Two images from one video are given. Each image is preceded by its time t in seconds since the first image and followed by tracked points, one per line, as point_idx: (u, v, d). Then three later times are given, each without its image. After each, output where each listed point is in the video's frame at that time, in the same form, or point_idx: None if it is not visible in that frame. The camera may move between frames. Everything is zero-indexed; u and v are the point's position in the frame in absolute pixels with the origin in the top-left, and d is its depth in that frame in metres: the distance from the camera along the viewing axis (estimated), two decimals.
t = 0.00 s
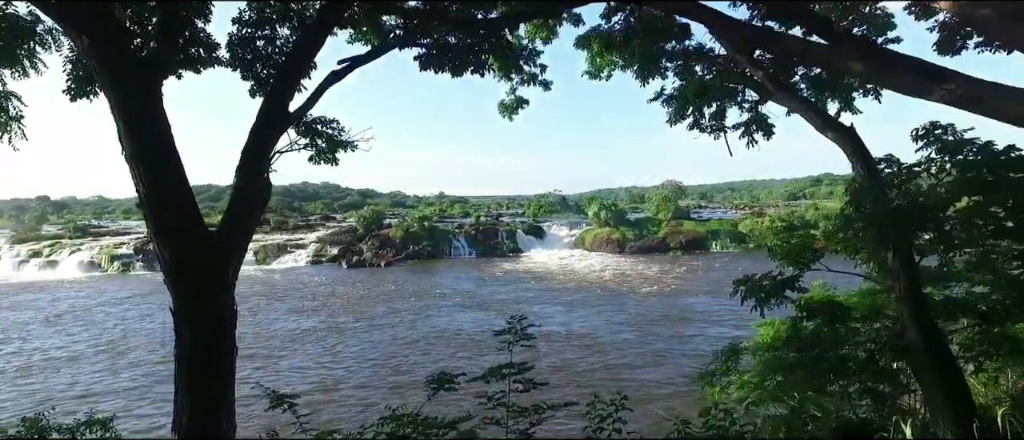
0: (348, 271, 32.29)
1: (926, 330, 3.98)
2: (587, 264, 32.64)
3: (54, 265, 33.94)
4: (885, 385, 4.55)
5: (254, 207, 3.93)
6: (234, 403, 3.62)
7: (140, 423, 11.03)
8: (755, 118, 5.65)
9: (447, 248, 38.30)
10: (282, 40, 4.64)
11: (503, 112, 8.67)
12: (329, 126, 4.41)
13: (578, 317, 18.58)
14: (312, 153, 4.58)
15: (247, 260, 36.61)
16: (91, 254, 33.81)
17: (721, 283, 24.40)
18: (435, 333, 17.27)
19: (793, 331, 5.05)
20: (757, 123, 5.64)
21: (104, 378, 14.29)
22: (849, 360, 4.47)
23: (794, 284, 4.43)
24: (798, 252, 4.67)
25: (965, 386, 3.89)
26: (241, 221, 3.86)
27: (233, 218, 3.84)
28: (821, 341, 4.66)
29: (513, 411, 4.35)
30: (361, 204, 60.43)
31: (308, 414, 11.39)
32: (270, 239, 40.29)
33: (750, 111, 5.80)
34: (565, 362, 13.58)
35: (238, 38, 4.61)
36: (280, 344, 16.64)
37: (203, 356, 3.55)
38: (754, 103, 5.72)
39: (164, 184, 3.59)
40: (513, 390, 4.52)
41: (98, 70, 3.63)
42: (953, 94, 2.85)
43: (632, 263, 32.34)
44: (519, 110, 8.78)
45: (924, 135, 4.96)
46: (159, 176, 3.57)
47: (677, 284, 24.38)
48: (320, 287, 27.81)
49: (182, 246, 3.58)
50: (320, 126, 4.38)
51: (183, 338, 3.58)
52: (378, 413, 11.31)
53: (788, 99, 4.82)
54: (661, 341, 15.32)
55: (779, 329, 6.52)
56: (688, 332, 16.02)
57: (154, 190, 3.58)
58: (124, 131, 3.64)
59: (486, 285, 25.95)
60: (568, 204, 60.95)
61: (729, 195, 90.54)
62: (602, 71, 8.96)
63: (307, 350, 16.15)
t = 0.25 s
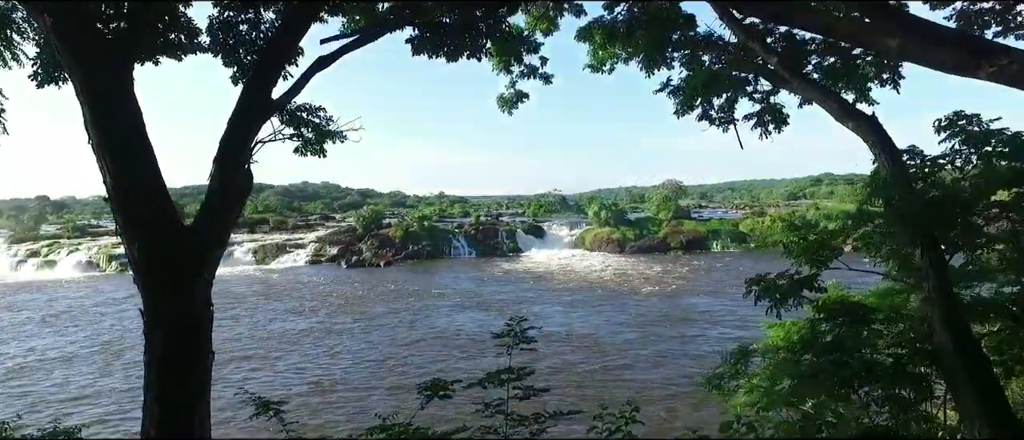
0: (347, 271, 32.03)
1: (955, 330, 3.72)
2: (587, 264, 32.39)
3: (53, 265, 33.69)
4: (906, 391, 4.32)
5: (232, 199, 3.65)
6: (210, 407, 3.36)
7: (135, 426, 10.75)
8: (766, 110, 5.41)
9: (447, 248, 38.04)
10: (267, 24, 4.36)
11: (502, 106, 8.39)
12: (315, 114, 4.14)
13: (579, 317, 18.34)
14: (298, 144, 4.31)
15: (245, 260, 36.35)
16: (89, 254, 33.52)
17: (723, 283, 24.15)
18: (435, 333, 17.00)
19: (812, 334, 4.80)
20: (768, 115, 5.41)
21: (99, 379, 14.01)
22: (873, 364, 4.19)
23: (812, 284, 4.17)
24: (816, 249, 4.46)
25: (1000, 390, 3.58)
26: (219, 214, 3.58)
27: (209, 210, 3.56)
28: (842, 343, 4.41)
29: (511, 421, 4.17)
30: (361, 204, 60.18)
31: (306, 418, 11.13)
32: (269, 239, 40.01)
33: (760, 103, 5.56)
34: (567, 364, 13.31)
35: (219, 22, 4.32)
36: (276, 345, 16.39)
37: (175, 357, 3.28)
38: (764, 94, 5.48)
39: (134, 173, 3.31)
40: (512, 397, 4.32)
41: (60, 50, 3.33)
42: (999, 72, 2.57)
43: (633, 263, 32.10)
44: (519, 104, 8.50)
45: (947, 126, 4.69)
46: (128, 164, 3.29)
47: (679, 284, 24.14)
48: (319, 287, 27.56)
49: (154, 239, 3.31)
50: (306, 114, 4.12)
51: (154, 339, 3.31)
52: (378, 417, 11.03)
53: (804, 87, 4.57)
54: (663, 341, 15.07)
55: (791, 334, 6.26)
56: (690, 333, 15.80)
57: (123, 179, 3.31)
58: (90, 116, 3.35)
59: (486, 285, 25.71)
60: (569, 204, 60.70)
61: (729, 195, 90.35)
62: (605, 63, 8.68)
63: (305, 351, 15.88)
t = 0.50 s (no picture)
0: (346, 271, 31.76)
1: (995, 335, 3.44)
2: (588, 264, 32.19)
3: (51, 265, 33.43)
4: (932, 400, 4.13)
5: (207, 192, 3.35)
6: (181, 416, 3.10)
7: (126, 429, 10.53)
8: (778, 102, 5.16)
9: (447, 248, 37.77)
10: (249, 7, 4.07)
11: (501, 100, 8.12)
12: (300, 102, 3.85)
13: (579, 317, 18.14)
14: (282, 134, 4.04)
15: (243, 259, 36.13)
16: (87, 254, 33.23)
17: (724, 283, 23.95)
18: (435, 334, 16.73)
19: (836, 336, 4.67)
20: (779, 108, 5.17)
21: (92, 381, 13.71)
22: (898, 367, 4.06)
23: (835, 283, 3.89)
24: (838, 245, 4.27)
25: None
26: (192, 208, 3.29)
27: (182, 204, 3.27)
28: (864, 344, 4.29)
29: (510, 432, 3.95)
30: (361, 204, 59.91)
31: (303, 421, 10.86)
32: (267, 238, 39.74)
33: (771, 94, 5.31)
34: (568, 365, 13.07)
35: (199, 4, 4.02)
36: (273, 346, 16.18)
37: (142, 363, 3.01)
38: (776, 85, 5.22)
39: (97, 162, 3.02)
40: (511, 405, 4.08)
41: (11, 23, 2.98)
42: None
43: (633, 263, 31.91)
44: (519, 98, 8.23)
45: (972, 116, 4.43)
46: (91, 153, 3.00)
47: (681, 285, 23.89)
48: (317, 287, 27.36)
49: (120, 235, 3.04)
50: (288, 101, 3.81)
51: (119, 342, 3.04)
52: (376, 420, 10.76)
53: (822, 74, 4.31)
54: (665, 342, 14.86)
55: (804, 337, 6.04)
56: (692, 334, 15.60)
57: (85, 169, 3.02)
58: (49, 99, 3.04)
59: (485, 285, 25.49)
60: (569, 204, 60.52)
61: (730, 195, 90.12)
62: (608, 56, 8.39)
63: (303, 353, 15.61)
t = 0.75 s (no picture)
0: (345, 271, 31.49)
1: None
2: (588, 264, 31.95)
3: (49, 264, 33.20)
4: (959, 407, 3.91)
5: (178, 185, 3.07)
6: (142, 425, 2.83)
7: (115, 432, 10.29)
8: (791, 94, 4.90)
9: (446, 248, 37.51)
10: None
11: (500, 94, 7.84)
12: (281, 88, 3.56)
13: (579, 317, 17.91)
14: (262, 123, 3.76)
15: (241, 259, 35.87)
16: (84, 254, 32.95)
17: (725, 283, 23.73)
18: (434, 335, 16.49)
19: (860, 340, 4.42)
20: (792, 100, 4.93)
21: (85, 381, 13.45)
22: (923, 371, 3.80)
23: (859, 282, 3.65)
24: (863, 242, 3.91)
25: None
26: (161, 202, 3.02)
27: (149, 197, 2.99)
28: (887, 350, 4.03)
29: None
30: (360, 204, 59.65)
31: (300, 424, 10.62)
32: (265, 238, 39.50)
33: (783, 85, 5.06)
34: (567, 366, 12.83)
35: None
36: (268, 347, 15.93)
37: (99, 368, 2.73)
38: (789, 76, 4.96)
39: (53, 150, 2.75)
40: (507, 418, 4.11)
41: None
42: None
43: (634, 263, 31.68)
44: (518, 92, 7.94)
45: (1002, 106, 4.18)
46: (46, 140, 2.74)
47: (682, 285, 23.65)
48: (314, 287, 27.12)
49: (78, 228, 2.77)
50: (267, 87, 3.52)
51: (74, 346, 2.76)
52: (374, 423, 10.52)
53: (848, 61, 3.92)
54: (665, 343, 14.63)
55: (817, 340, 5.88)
56: (693, 334, 15.37)
57: (39, 157, 2.74)
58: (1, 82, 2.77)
59: (484, 285, 25.26)
60: (569, 204, 60.29)
61: (730, 195, 89.84)
62: (609, 49, 8.12)
63: (300, 353, 15.36)
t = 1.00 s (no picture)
0: (343, 271, 31.23)
1: None
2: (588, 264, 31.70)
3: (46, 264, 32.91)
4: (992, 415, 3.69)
5: (146, 174, 2.79)
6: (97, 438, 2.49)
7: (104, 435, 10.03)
8: (805, 83, 4.69)
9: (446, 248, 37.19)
10: None
11: (499, 87, 7.57)
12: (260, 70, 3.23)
13: (579, 318, 17.66)
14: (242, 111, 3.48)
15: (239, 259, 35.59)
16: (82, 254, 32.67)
17: (727, 283, 23.47)
18: (432, 336, 16.20)
19: (892, 345, 4.19)
20: (807, 90, 4.71)
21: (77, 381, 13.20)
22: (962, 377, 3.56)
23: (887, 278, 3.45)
24: (891, 240, 3.65)
25: None
26: (124, 191, 2.71)
27: (112, 186, 2.70)
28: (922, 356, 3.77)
29: None
30: (360, 204, 59.37)
31: (293, 427, 10.35)
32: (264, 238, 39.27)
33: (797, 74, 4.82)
34: (567, 368, 12.59)
35: None
36: (263, 348, 15.68)
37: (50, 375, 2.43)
38: (804, 64, 4.71)
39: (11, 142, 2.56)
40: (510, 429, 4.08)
41: None
42: None
43: (635, 263, 31.42)
44: (518, 85, 7.65)
45: None
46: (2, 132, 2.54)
47: (684, 285, 23.40)
48: (313, 287, 26.87)
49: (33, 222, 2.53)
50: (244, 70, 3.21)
51: (25, 351, 2.48)
52: (369, 426, 10.24)
53: (875, 46, 3.52)
54: (667, 344, 14.39)
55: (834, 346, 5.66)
56: (695, 335, 15.13)
57: None
58: None
59: (484, 285, 25.01)
60: (569, 204, 60.00)
61: (731, 194, 89.51)
62: (613, 41, 7.82)
63: (295, 354, 15.09)
